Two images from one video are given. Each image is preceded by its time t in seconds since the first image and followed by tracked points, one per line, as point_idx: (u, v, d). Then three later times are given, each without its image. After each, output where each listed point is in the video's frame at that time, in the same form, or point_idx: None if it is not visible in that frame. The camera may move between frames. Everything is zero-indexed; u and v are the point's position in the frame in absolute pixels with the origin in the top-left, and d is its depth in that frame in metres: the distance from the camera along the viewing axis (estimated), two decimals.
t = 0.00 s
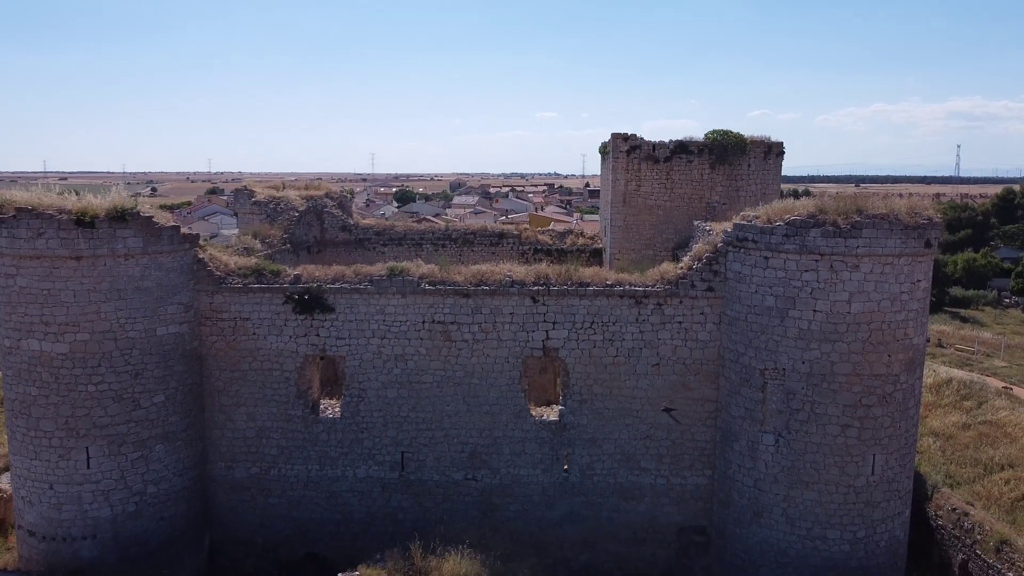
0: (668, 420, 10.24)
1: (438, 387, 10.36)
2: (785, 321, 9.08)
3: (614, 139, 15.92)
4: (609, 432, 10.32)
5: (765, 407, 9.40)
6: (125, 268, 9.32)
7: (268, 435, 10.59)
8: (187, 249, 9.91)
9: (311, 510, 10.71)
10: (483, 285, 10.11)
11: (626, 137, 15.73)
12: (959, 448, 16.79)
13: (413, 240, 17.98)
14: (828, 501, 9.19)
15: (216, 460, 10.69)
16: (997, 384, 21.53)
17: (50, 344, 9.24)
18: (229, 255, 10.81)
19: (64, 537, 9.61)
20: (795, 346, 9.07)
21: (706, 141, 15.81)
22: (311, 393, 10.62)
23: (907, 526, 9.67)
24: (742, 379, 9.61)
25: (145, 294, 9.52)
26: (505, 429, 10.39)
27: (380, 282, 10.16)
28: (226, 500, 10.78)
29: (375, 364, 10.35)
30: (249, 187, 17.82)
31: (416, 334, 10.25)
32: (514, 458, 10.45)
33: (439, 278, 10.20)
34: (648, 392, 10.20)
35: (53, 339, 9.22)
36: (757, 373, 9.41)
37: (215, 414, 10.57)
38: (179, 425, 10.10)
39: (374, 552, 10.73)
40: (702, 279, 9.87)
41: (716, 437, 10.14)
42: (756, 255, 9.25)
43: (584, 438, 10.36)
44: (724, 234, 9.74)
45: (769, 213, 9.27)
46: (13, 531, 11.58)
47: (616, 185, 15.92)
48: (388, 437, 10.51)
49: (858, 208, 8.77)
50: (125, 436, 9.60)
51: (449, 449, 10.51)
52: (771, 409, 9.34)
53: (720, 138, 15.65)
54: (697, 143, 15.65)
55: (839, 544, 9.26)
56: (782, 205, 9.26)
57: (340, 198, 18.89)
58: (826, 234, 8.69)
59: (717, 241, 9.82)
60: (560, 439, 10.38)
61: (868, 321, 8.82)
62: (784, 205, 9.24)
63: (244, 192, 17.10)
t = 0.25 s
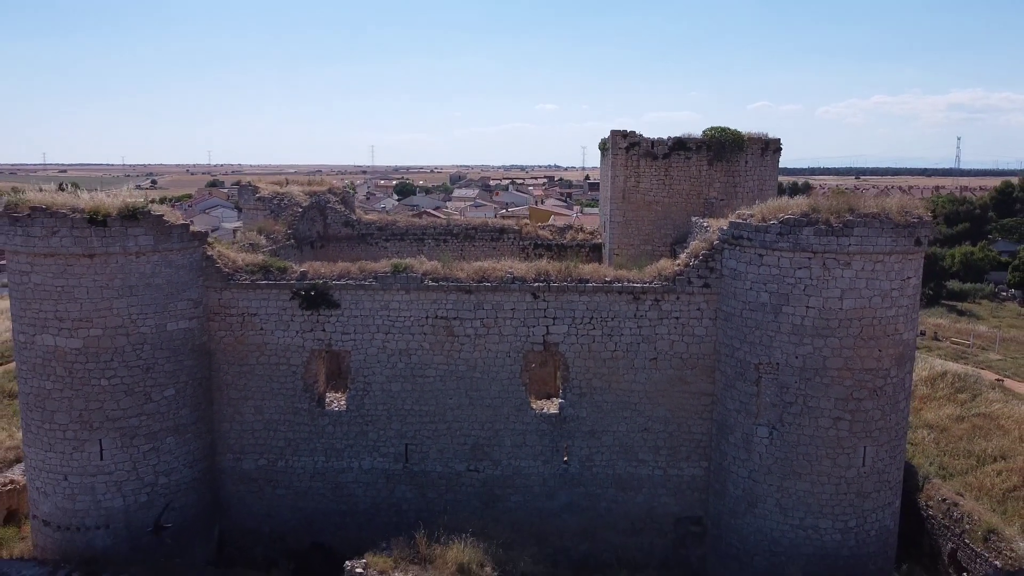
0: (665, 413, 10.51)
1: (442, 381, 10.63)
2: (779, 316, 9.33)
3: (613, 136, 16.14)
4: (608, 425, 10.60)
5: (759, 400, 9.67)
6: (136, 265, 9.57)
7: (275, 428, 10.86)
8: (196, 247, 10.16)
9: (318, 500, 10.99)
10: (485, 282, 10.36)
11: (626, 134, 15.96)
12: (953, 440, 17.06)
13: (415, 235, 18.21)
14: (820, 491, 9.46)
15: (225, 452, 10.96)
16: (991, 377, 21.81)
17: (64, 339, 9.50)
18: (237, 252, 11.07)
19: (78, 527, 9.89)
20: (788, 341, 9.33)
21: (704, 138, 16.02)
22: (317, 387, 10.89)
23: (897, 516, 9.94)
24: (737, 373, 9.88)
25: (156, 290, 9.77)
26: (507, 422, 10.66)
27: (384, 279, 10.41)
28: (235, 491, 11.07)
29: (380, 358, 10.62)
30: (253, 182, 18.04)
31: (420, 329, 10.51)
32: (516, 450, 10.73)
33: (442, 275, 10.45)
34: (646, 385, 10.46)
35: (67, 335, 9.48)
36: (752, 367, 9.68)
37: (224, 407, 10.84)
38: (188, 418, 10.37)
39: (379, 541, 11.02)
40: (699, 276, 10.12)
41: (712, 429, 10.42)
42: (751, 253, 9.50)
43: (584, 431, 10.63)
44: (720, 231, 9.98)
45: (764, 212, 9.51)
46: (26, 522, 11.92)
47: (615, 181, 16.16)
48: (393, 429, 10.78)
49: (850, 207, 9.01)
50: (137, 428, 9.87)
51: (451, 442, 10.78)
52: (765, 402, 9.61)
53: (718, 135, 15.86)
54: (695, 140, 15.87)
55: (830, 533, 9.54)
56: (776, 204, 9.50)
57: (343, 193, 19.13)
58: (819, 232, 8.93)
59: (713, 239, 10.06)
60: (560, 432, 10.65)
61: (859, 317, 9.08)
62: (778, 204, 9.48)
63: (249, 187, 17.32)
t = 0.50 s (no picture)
0: (662, 405, 10.82)
1: (445, 374, 10.93)
2: (772, 312, 9.62)
3: (612, 132, 16.40)
4: (606, 416, 10.91)
5: (753, 393, 9.98)
6: (148, 262, 9.85)
7: (283, 419, 11.17)
8: (206, 244, 10.44)
9: (324, 489, 11.31)
10: (487, 278, 10.64)
11: (625, 131, 16.21)
12: (946, 431, 17.37)
13: (417, 230, 18.49)
14: (812, 481, 9.77)
15: (234, 443, 11.28)
16: (985, 369, 22.13)
17: (79, 334, 9.80)
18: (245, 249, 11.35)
19: (93, 515, 10.20)
20: (781, 335, 9.62)
21: (702, 134, 16.26)
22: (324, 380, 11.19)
23: (887, 504, 10.26)
24: (731, 367, 10.17)
25: (168, 286, 10.06)
26: (508, 414, 10.98)
27: (389, 275, 10.70)
28: (244, 481, 11.39)
29: (384, 352, 10.91)
30: (258, 177, 18.32)
31: (423, 323, 10.80)
32: (517, 440, 11.04)
33: (445, 271, 10.73)
34: (644, 378, 10.77)
35: (82, 329, 9.78)
36: (746, 361, 9.97)
37: (232, 399, 11.14)
38: (199, 410, 10.68)
39: (384, 529, 11.35)
40: (695, 272, 10.41)
41: (707, 421, 10.72)
42: (746, 250, 9.77)
43: (583, 422, 10.95)
44: (716, 229, 10.26)
45: (758, 210, 9.78)
46: (40, 511, 12.32)
47: (614, 177, 16.43)
48: (397, 421, 11.09)
49: (841, 206, 9.28)
50: (150, 420, 10.18)
51: (454, 433, 11.09)
52: (759, 394, 9.92)
53: (716, 132, 16.10)
54: (693, 136, 16.11)
55: (821, 521, 9.86)
56: (770, 202, 9.77)
57: (346, 188, 19.41)
58: (812, 230, 9.20)
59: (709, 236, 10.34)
60: (560, 423, 10.96)
61: (850, 312, 9.36)
62: (772, 203, 9.75)
63: (254, 182, 17.60)
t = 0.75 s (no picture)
0: (659, 398, 11.10)
1: (447, 367, 11.21)
2: (766, 307, 9.90)
3: (611, 129, 16.63)
4: (604, 408, 11.20)
5: (747, 386, 10.26)
6: (158, 258, 10.12)
7: (290, 411, 11.46)
8: (214, 240, 10.71)
9: (330, 479, 11.61)
10: (488, 274, 10.91)
11: (623, 127, 16.45)
12: (939, 422, 17.67)
13: (418, 224, 18.76)
14: (804, 471, 10.07)
15: (242, 434, 11.57)
16: (978, 361, 22.44)
17: (92, 328, 10.08)
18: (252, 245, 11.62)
19: (106, 504, 10.50)
20: (774, 330, 9.90)
21: (699, 130, 16.49)
22: (329, 373, 11.47)
23: (877, 494, 10.56)
24: (726, 360, 10.46)
25: (177, 282, 10.33)
26: (509, 406, 11.27)
27: (393, 270, 10.97)
28: (252, 471, 11.69)
29: (388, 345, 11.19)
30: (261, 172, 18.57)
31: (426, 318, 11.08)
32: (517, 432, 11.33)
33: (448, 267, 11.00)
34: (641, 371, 11.05)
35: (94, 324, 10.06)
36: (741, 355, 10.25)
37: (240, 391, 11.43)
38: (208, 402, 10.97)
39: (388, 518, 11.66)
40: (691, 268, 10.68)
41: (703, 413, 11.02)
42: (740, 247, 10.03)
43: (582, 414, 11.24)
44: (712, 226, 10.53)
45: (752, 208, 10.04)
46: (53, 500, 12.65)
47: (613, 173, 16.68)
48: (401, 413, 11.39)
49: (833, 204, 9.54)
50: (160, 412, 10.47)
51: (457, 424, 11.38)
52: (753, 387, 10.20)
53: (713, 128, 16.33)
54: (691, 132, 16.34)
55: (813, 510, 10.16)
56: (764, 200, 10.03)
57: (348, 183, 19.68)
58: (804, 228, 9.47)
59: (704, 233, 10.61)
60: (559, 415, 11.26)
61: (841, 307, 9.64)
62: (766, 201, 10.00)
63: (257, 177, 17.85)
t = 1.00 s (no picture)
0: (655, 389, 11.43)
1: (450, 359, 11.53)
2: (759, 301, 10.21)
3: (610, 124, 16.91)
4: (602, 399, 11.53)
5: (741, 378, 10.59)
6: (170, 254, 10.42)
7: (297, 402, 11.79)
8: (223, 236, 11.01)
9: (336, 468, 11.96)
10: (490, 268, 11.21)
11: (622, 123, 16.72)
12: (931, 413, 18.02)
13: (420, 218, 19.05)
14: (795, 460, 10.41)
15: (250, 424, 11.91)
16: (972, 352, 22.79)
17: (106, 322, 10.40)
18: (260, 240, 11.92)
19: (119, 492, 10.84)
20: (767, 323, 10.21)
21: (697, 126, 16.75)
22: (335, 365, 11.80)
23: (866, 482, 10.91)
24: (721, 353, 10.77)
25: (188, 277, 10.64)
26: (510, 397, 11.60)
27: (397, 265, 11.27)
28: (260, 460, 12.03)
29: (393, 338, 11.51)
30: (265, 167, 18.85)
31: (429, 311, 11.39)
32: (518, 422, 11.66)
33: (450, 262, 11.30)
34: (638, 363, 11.37)
35: (108, 318, 10.37)
36: (734, 348, 10.57)
37: (249, 383, 11.76)
38: (218, 393, 11.30)
39: (393, 506, 12.00)
40: (687, 263, 10.98)
41: (698, 404, 11.35)
42: (735, 243, 10.34)
43: (581, 405, 11.57)
44: (707, 222, 10.82)
45: (746, 205, 10.33)
46: (66, 489, 13.02)
47: (612, 168, 16.97)
48: (405, 404, 11.72)
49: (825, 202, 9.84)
50: (172, 403, 10.79)
51: (459, 415, 11.71)
52: (746, 379, 10.53)
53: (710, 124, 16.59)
54: (689, 128, 16.60)
55: (804, 498, 10.50)
56: (758, 198, 10.32)
57: (351, 178, 19.97)
58: (796, 225, 9.76)
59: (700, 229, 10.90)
60: (559, 406, 11.59)
61: (832, 301, 9.95)
62: (760, 198, 10.30)
63: (262, 172, 18.12)
